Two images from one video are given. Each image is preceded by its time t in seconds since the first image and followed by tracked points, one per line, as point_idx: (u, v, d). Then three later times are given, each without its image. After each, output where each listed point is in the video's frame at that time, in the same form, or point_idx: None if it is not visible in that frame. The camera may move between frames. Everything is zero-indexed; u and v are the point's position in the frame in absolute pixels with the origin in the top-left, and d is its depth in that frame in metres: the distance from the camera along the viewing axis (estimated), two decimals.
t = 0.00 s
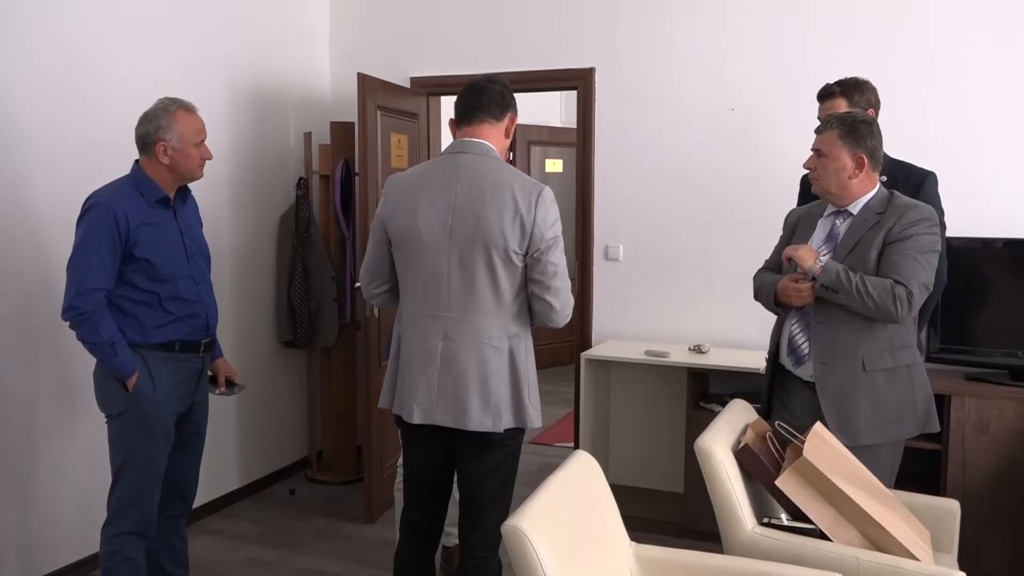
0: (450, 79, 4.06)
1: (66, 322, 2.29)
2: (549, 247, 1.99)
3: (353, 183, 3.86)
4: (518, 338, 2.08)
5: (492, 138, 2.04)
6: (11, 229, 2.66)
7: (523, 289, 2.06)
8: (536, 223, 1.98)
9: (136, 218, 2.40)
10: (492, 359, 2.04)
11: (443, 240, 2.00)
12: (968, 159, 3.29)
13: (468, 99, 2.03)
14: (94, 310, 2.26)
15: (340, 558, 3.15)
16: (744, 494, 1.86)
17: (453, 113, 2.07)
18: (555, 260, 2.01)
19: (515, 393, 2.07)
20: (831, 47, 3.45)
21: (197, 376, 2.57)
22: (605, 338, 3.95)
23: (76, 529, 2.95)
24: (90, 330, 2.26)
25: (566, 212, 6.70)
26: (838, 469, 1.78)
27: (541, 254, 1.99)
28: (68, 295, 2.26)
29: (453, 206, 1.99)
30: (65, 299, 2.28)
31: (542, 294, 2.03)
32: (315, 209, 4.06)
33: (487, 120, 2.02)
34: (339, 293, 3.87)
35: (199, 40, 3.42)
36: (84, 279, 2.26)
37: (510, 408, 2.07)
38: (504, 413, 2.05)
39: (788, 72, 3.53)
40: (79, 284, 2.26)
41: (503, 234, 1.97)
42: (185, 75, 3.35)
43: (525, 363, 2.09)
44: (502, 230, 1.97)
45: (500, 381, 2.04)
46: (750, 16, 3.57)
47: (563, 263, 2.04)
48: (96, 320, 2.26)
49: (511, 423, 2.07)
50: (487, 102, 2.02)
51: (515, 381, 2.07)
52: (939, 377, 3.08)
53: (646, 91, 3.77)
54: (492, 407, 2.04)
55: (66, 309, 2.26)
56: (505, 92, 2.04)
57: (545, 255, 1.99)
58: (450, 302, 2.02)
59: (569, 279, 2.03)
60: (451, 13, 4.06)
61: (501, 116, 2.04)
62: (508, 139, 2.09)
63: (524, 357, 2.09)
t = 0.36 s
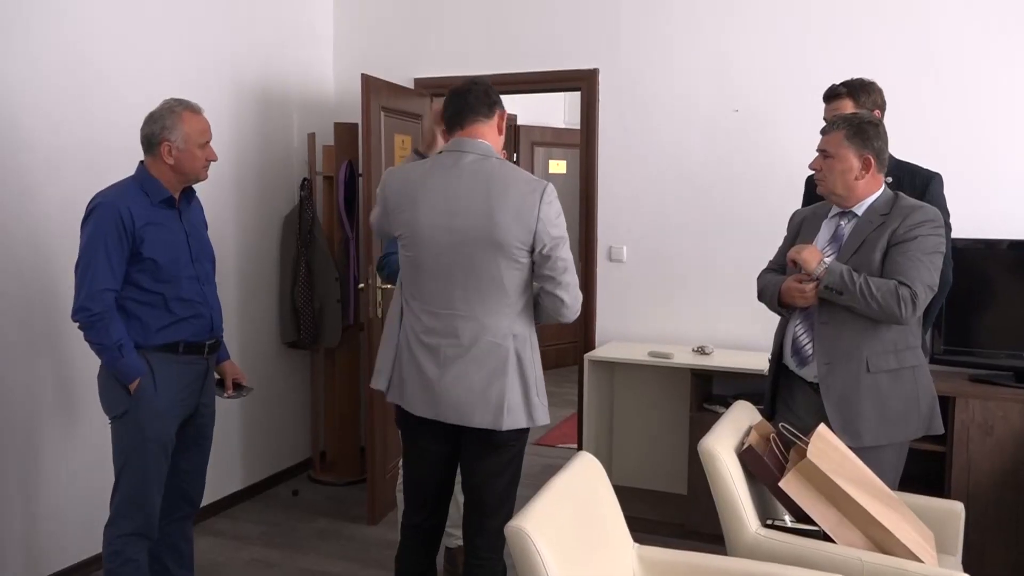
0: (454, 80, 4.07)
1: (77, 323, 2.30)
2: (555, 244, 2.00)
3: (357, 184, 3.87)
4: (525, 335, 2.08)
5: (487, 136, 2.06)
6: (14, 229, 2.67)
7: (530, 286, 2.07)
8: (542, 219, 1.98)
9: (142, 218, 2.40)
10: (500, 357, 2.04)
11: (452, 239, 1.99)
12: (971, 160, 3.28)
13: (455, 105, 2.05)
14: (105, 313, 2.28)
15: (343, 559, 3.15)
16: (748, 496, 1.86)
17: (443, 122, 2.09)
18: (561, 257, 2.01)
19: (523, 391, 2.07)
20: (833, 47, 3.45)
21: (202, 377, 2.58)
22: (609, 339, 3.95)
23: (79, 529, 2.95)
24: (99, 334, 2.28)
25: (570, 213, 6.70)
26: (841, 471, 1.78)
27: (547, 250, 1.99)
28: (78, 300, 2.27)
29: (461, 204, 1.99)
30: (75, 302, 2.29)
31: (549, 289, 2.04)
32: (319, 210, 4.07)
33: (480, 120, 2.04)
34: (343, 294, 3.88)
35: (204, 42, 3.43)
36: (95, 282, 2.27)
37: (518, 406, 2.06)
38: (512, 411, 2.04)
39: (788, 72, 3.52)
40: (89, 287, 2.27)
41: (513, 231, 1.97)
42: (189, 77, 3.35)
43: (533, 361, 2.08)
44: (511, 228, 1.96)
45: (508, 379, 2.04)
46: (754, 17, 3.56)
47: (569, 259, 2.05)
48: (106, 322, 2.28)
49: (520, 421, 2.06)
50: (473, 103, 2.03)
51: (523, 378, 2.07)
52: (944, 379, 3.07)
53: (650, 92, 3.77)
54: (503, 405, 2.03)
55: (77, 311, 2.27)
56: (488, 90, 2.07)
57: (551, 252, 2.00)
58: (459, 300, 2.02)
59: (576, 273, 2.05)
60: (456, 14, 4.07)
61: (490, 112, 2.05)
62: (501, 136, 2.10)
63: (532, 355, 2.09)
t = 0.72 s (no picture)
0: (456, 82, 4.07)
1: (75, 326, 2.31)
2: (556, 242, 2.00)
3: (359, 185, 3.87)
4: (526, 334, 2.08)
5: (483, 136, 2.07)
6: (15, 230, 2.67)
7: (531, 284, 2.07)
8: (543, 217, 1.98)
9: (141, 219, 2.40)
10: (500, 355, 2.04)
11: (452, 239, 1.99)
12: (973, 161, 3.27)
13: (449, 106, 2.06)
14: (102, 315, 2.29)
15: (344, 560, 3.15)
16: (750, 497, 1.86)
17: (438, 126, 2.10)
18: (562, 256, 2.01)
19: (523, 389, 2.06)
20: (835, 48, 3.45)
21: (202, 378, 2.57)
22: (610, 340, 3.95)
23: (79, 531, 2.95)
24: (97, 336, 2.28)
25: (571, 214, 6.71)
26: (842, 472, 1.77)
27: (548, 249, 1.99)
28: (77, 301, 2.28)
29: (461, 204, 1.99)
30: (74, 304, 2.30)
31: (550, 288, 2.04)
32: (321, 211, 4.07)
33: (475, 119, 2.05)
34: (345, 295, 3.88)
35: (206, 43, 3.43)
36: (94, 283, 2.28)
37: (518, 404, 2.05)
38: (512, 409, 2.04)
39: (789, 73, 3.53)
40: (88, 290, 2.28)
41: (513, 231, 1.96)
42: (191, 79, 3.36)
43: (533, 359, 2.08)
44: (511, 227, 1.96)
45: (507, 377, 2.03)
46: (755, 18, 3.56)
47: (570, 257, 2.05)
48: (105, 327, 2.29)
49: (520, 419, 2.06)
50: (467, 105, 2.05)
51: (523, 376, 2.06)
52: (945, 380, 3.07)
53: (652, 93, 3.77)
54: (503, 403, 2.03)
55: (75, 313, 2.28)
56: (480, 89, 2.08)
57: (552, 250, 1.99)
58: (460, 299, 2.02)
59: (577, 272, 2.05)
60: (458, 16, 4.07)
61: (485, 109, 2.06)
62: (497, 135, 2.11)
63: (532, 353, 2.08)
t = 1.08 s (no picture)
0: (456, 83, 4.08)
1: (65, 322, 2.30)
2: (554, 243, 2.00)
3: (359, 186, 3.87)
4: (525, 334, 2.08)
5: (483, 137, 2.07)
6: (15, 230, 2.67)
7: (530, 285, 2.07)
8: (541, 218, 1.98)
9: (141, 219, 2.40)
10: (498, 355, 2.03)
11: (449, 239, 1.99)
12: (973, 162, 3.27)
13: (447, 108, 2.06)
14: (91, 312, 2.27)
15: (344, 561, 3.15)
16: (750, 498, 1.86)
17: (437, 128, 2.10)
18: (560, 256, 2.01)
19: (521, 390, 2.06)
20: (835, 49, 3.45)
21: (201, 379, 2.57)
22: (611, 341, 3.95)
23: (78, 531, 2.95)
24: (86, 333, 2.26)
25: (571, 215, 6.72)
26: (842, 473, 1.77)
27: (546, 250, 1.99)
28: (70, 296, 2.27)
29: (457, 205, 1.99)
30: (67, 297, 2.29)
31: (549, 289, 2.04)
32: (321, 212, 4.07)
33: (474, 120, 2.05)
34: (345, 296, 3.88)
35: (206, 43, 3.43)
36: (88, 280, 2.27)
37: (515, 404, 2.05)
38: (510, 409, 2.04)
39: (790, 74, 3.53)
40: (81, 286, 2.27)
41: (510, 231, 1.96)
42: (192, 79, 3.36)
43: (532, 360, 2.07)
44: (508, 228, 1.96)
45: (505, 378, 2.03)
46: (756, 19, 3.56)
47: (569, 258, 2.05)
48: (95, 324, 2.27)
49: (518, 419, 2.06)
50: (467, 105, 2.05)
51: (521, 377, 2.06)
52: (945, 382, 3.07)
53: (652, 93, 3.77)
54: (502, 403, 2.03)
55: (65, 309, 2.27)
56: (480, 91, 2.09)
57: (550, 251, 1.99)
58: (458, 299, 2.02)
59: (576, 273, 2.05)
60: (458, 17, 4.07)
61: (484, 111, 2.06)
62: (496, 136, 2.11)
63: (531, 353, 2.08)
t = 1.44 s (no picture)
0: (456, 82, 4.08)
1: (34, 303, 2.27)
2: (553, 243, 2.00)
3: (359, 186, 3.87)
4: (524, 334, 2.07)
5: (483, 138, 2.07)
6: (15, 230, 2.67)
7: (529, 285, 2.07)
8: (540, 218, 1.98)
9: (140, 218, 2.40)
10: (497, 355, 2.03)
11: (448, 239, 1.99)
12: (974, 163, 3.27)
13: (447, 108, 2.06)
14: (60, 292, 2.23)
15: (344, 561, 3.15)
16: (749, 499, 1.86)
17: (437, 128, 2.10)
18: (559, 257, 2.01)
19: (519, 391, 2.05)
20: (835, 49, 3.45)
21: (200, 378, 2.57)
22: (610, 341, 3.95)
23: (77, 531, 2.95)
24: (54, 313, 2.23)
25: (571, 216, 6.72)
26: (842, 473, 1.78)
27: (545, 250, 1.99)
28: (42, 270, 2.25)
29: (456, 205, 1.99)
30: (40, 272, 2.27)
31: (548, 289, 2.03)
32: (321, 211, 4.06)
33: (474, 121, 2.05)
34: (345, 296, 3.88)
35: (206, 43, 3.43)
36: (67, 262, 2.25)
37: (513, 405, 2.05)
38: (507, 410, 2.04)
39: (790, 75, 3.53)
40: (59, 266, 2.24)
41: (509, 231, 1.96)
42: (192, 79, 3.36)
43: (530, 360, 2.07)
44: (507, 228, 1.96)
45: (503, 378, 2.03)
46: (756, 20, 3.56)
47: (569, 259, 2.04)
48: (61, 303, 2.23)
49: (517, 419, 2.05)
50: (467, 105, 2.05)
51: (519, 377, 2.05)
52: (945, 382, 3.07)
53: (652, 94, 3.77)
54: (500, 403, 2.03)
55: (35, 287, 2.24)
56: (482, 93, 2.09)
57: (549, 251, 1.99)
58: (456, 299, 2.02)
59: (576, 273, 2.05)
60: (458, 17, 4.07)
61: (485, 112, 2.06)
62: (496, 137, 2.11)
63: (529, 354, 2.07)
